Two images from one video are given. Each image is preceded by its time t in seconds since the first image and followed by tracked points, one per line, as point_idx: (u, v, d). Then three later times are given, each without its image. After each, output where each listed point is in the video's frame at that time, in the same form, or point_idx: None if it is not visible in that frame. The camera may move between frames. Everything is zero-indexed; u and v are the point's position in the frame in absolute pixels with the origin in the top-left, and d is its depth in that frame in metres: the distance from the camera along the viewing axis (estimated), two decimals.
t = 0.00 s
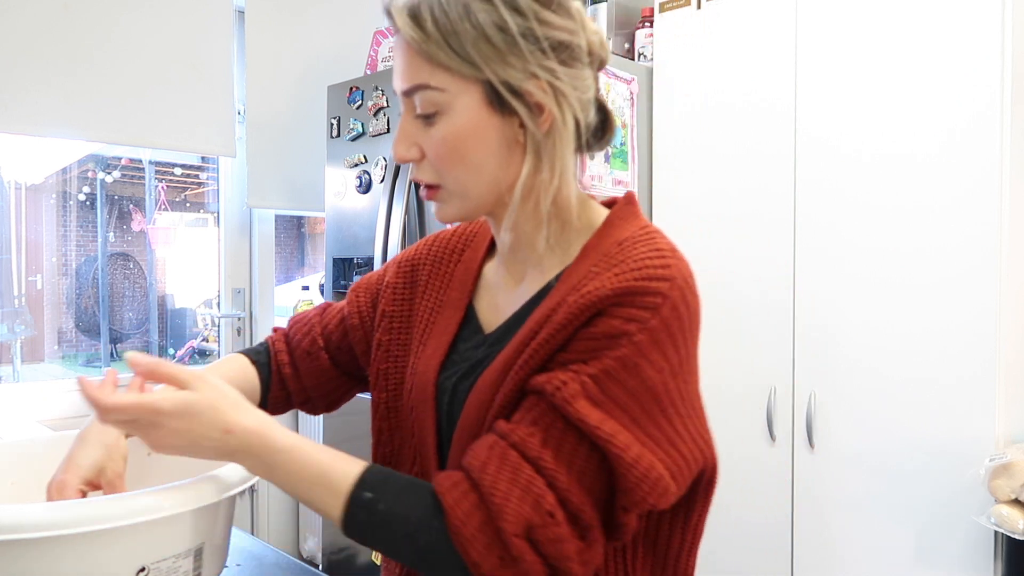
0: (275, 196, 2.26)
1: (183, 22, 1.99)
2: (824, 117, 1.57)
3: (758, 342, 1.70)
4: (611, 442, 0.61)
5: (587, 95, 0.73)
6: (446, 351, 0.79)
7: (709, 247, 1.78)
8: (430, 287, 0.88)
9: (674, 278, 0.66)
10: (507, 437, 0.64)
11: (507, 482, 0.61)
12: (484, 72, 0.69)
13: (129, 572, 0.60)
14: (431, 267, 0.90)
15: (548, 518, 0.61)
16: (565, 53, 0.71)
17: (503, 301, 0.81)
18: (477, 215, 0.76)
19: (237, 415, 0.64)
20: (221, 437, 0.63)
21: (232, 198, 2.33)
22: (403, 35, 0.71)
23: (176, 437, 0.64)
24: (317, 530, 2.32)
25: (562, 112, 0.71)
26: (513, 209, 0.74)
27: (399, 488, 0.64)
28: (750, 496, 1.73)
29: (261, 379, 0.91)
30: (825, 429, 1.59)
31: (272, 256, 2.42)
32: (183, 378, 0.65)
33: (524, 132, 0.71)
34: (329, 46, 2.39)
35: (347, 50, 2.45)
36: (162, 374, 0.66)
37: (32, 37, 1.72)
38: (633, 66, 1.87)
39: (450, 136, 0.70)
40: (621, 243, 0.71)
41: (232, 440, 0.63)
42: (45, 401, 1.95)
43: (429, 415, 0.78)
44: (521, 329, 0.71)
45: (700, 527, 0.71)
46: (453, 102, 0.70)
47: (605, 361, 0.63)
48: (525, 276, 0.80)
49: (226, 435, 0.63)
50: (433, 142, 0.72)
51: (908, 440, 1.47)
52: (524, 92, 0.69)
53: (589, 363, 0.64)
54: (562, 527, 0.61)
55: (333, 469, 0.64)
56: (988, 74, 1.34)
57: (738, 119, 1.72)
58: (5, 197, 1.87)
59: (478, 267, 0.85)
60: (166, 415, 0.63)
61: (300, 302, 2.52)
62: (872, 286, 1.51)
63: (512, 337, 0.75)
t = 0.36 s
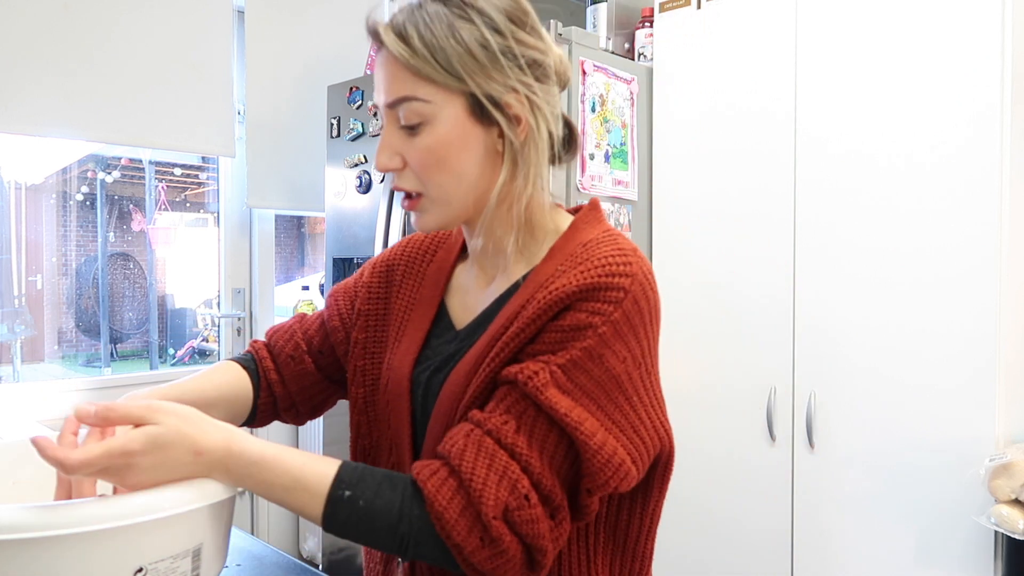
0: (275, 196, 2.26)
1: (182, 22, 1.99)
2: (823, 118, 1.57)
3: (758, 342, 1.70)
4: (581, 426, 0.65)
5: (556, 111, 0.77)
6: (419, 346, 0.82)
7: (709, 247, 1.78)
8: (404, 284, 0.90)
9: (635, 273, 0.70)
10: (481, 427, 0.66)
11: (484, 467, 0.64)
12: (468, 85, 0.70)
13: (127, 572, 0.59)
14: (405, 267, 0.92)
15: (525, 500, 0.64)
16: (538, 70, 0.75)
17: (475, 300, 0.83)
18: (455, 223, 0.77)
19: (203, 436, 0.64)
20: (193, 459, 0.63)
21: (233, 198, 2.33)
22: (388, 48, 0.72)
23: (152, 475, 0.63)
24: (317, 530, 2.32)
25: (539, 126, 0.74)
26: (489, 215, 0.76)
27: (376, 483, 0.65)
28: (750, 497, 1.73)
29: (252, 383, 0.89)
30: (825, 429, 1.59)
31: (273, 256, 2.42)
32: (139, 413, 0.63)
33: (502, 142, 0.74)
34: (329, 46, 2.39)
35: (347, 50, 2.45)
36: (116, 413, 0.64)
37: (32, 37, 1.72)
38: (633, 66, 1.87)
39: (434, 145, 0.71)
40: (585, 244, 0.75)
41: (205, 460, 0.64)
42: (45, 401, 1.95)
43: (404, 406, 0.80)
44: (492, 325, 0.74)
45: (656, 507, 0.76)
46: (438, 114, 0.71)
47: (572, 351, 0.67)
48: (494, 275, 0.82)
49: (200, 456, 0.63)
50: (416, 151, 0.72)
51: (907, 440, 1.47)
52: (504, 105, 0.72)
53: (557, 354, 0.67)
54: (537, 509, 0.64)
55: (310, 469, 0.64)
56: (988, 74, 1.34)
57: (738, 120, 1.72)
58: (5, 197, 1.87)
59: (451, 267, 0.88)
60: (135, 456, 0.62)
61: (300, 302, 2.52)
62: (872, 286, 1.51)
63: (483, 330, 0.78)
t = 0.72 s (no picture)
0: (275, 196, 2.26)
1: (182, 22, 1.99)
2: (823, 118, 1.57)
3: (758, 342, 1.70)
4: (580, 411, 0.65)
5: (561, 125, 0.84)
6: (410, 345, 0.82)
7: (709, 247, 1.78)
8: (392, 284, 0.90)
9: (627, 269, 0.72)
10: (483, 412, 0.66)
11: (485, 447, 0.63)
12: (517, 85, 0.73)
13: (126, 571, 0.59)
14: (392, 266, 0.92)
15: (524, 480, 0.64)
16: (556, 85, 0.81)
17: (465, 300, 0.84)
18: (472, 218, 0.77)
19: (200, 435, 0.63)
20: (190, 460, 0.62)
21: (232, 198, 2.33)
22: (437, 31, 0.71)
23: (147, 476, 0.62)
24: (317, 530, 2.32)
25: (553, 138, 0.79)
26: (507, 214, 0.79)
27: (379, 471, 0.65)
28: (750, 496, 1.73)
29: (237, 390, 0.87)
30: (825, 429, 1.59)
31: (273, 256, 2.43)
32: (135, 412, 0.63)
33: (528, 145, 0.77)
34: (329, 46, 2.39)
35: (347, 50, 2.45)
36: (114, 414, 0.64)
37: (32, 37, 1.72)
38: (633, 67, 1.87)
39: (478, 137, 0.72)
40: (577, 243, 0.76)
41: (202, 461, 0.63)
42: (45, 401, 1.95)
43: (396, 406, 0.81)
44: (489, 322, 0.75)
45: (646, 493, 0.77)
46: (482, 107, 0.72)
47: (570, 338, 0.68)
48: (485, 276, 0.84)
49: (197, 457, 0.62)
50: (457, 141, 0.72)
51: (907, 440, 1.47)
52: (540, 110, 0.76)
53: (555, 341, 0.68)
54: (537, 487, 0.64)
55: (309, 465, 0.64)
56: (988, 74, 1.34)
57: (738, 120, 1.72)
58: (5, 197, 1.87)
59: (438, 267, 0.88)
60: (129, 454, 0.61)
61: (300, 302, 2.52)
62: (872, 286, 1.51)
63: (474, 330, 0.79)
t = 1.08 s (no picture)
0: (275, 196, 2.26)
1: (182, 22, 1.99)
2: (823, 118, 1.57)
3: (758, 342, 1.70)
4: (576, 394, 0.66)
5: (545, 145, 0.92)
6: (409, 347, 0.83)
7: (709, 247, 1.78)
8: (388, 286, 0.90)
9: (617, 258, 0.73)
10: (482, 400, 0.66)
11: (483, 431, 0.64)
12: (538, 94, 0.80)
13: (127, 572, 0.59)
14: (387, 269, 0.91)
15: (524, 464, 0.64)
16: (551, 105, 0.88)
17: (460, 300, 0.84)
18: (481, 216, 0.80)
19: (198, 433, 0.63)
20: (188, 458, 0.63)
21: (232, 198, 2.33)
22: (481, 32, 0.74)
23: (145, 474, 0.62)
24: (317, 530, 2.32)
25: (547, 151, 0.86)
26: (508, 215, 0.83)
27: (378, 462, 0.65)
28: (750, 496, 1.73)
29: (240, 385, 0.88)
30: (825, 429, 1.59)
31: (273, 256, 2.43)
32: (131, 412, 0.63)
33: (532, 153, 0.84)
34: (329, 46, 2.39)
35: (347, 50, 2.45)
36: (111, 413, 0.64)
37: (31, 37, 1.72)
38: (633, 66, 1.87)
39: (504, 137, 0.76)
40: (567, 236, 0.77)
41: (200, 459, 0.63)
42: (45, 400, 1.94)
43: (398, 408, 0.81)
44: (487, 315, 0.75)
45: (646, 487, 0.77)
46: (511, 112, 0.77)
47: (563, 325, 0.68)
48: (477, 276, 0.84)
49: (195, 454, 0.63)
50: (487, 138, 0.75)
51: (907, 440, 1.47)
52: (547, 125, 0.83)
53: (549, 329, 0.69)
54: (535, 469, 0.64)
55: (309, 461, 0.64)
56: (988, 74, 1.34)
57: (738, 120, 1.72)
58: (5, 197, 1.87)
59: (433, 270, 0.88)
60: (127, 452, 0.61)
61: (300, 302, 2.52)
62: (872, 285, 1.51)
63: (471, 328, 0.79)
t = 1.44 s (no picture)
0: (275, 196, 2.26)
1: (182, 22, 1.99)
2: (823, 118, 1.57)
3: (758, 342, 1.70)
4: (575, 391, 0.66)
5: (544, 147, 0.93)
6: (409, 347, 0.83)
7: (709, 247, 1.78)
8: (388, 286, 0.90)
9: (615, 254, 0.73)
10: (483, 398, 0.66)
11: (483, 430, 0.64)
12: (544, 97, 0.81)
13: (127, 571, 0.59)
14: (387, 270, 0.92)
15: (525, 461, 0.64)
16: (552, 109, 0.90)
17: (459, 299, 0.84)
18: (486, 215, 0.81)
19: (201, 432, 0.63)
20: (191, 455, 0.63)
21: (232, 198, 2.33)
22: (493, 33, 0.75)
23: (151, 474, 0.61)
24: (317, 530, 2.32)
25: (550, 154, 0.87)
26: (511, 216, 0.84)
27: (379, 459, 0.65)
28: (750, 497, 1.73)
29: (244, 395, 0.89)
30: (825, 429, 1.59)
31: (273, 256, 2.43)
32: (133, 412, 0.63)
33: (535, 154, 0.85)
34: (329, 46, 2.39)
35: (347, 50, 2.45)
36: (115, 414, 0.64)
37: (31, 37, 1.72)
38: (633, 66, 1.87)
39: (513, 138, 0.77)
40: (565, 234, 0.77)
41: (203, 456, 0.63)
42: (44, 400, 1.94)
43: (399, 407, 0.81)
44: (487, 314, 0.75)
45: (647, 485, 0.77)
46: (519, 113, 0.77)
47: (561, 322, 0.68)
48: (475, 275, 0.85)
49: (199, 452, 0.63)
50: (496, 138, 0.76)
51: (907, 440, 1.47)
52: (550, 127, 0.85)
53: (547, 326, 0.69)
54: (536, 466, 0.64)
55: (312, 457, 0.64)
56: (988, 74, 1.34)
57: (738, 120, 1.72)
58: (4, 197, 1.87)
59: (432, 270, 0.88)
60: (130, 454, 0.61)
61: (300, 302, 2.52)
62: (872, 286, 1.51)
63: (470, 327, 0.79)
